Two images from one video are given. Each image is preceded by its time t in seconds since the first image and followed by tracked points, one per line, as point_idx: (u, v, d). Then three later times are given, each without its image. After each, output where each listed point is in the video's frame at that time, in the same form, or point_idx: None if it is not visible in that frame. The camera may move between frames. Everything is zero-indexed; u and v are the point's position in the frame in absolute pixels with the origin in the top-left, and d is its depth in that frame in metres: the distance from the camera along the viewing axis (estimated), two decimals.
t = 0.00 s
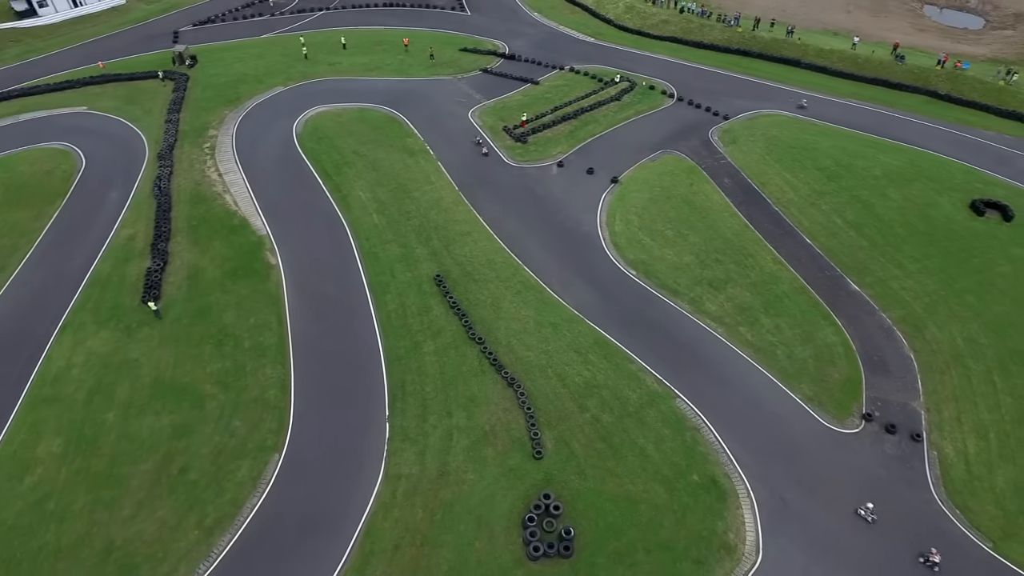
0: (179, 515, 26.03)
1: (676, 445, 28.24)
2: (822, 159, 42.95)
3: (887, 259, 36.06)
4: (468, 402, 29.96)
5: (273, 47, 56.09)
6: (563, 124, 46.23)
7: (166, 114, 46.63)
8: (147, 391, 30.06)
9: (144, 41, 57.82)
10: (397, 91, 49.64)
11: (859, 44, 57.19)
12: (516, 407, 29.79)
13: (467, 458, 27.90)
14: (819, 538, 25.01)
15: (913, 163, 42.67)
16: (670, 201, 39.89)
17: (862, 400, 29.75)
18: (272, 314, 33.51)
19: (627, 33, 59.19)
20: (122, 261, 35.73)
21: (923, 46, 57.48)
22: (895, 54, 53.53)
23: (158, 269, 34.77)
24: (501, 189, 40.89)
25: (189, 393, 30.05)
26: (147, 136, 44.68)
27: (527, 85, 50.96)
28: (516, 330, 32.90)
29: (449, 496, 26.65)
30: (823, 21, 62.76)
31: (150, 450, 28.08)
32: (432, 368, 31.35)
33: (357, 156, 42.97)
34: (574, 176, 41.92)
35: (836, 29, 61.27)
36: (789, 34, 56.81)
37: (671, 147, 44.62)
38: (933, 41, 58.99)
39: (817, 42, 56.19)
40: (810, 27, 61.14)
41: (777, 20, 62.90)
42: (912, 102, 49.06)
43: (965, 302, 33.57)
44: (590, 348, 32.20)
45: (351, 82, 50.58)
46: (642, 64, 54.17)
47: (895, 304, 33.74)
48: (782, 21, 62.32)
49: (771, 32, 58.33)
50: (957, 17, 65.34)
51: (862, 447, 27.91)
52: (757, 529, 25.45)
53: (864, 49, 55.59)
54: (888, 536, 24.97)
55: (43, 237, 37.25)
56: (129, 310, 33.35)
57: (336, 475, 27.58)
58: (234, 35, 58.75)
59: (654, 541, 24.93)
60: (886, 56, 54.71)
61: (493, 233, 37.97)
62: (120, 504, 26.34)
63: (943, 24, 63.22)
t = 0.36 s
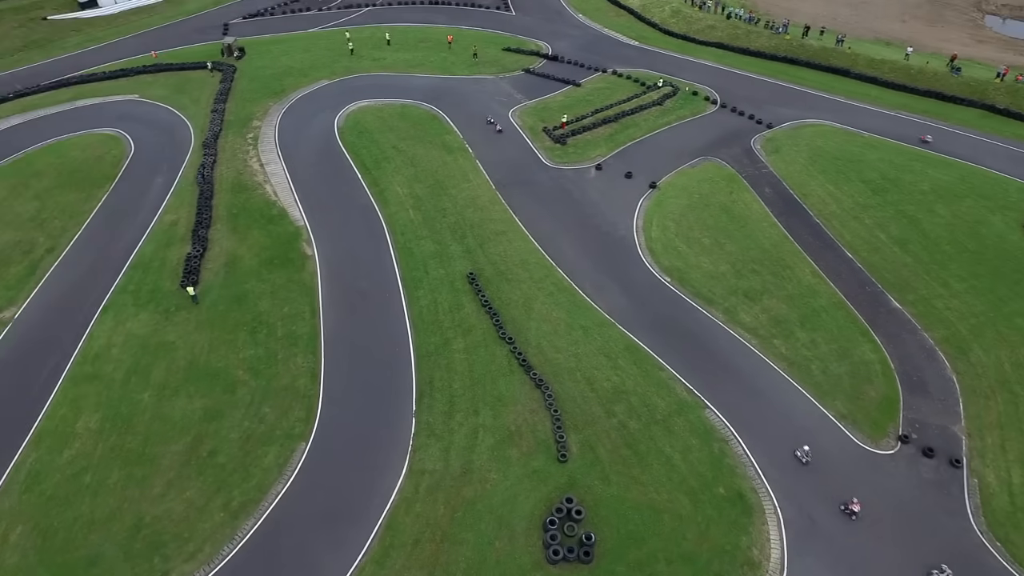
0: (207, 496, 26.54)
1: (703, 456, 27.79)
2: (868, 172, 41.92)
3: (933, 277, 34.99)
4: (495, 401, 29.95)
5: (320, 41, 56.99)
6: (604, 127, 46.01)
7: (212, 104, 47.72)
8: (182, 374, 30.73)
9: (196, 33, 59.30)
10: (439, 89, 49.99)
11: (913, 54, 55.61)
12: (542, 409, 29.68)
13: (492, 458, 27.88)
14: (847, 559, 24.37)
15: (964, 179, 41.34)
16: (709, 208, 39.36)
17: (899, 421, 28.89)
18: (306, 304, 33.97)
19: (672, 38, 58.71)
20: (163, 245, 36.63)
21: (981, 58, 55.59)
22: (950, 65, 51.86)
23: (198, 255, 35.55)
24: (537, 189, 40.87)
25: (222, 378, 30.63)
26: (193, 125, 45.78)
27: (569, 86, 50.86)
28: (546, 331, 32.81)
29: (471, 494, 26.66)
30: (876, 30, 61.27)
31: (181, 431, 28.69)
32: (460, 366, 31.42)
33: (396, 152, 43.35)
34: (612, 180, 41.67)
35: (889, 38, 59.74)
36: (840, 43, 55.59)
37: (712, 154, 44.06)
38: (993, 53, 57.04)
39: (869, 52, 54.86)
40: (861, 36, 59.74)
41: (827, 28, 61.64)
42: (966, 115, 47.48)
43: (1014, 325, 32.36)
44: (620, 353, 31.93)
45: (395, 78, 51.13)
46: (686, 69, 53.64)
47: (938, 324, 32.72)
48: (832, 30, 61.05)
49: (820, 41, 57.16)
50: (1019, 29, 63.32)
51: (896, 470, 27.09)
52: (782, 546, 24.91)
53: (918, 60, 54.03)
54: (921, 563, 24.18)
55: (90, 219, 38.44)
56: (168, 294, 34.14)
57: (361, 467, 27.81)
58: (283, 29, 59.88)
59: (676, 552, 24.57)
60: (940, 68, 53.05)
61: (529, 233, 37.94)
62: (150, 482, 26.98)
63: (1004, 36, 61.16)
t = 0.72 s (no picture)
0: (235, 480, 27.03)
1: (732, 469, 27.29)
2: (917, 188, 40.72)
3: (982, 299, 33.81)
4: (523, 402, 29.89)
5: (367, 38, 57.74)
6: (646, 132, 45.64)
7: (259, 97, 48.71)
8: (217, 359, 31.36)
9: (247, 26, 60.63)
10: (482, 88, 50.21)
11: (973, 67, 53.76)
12: (570, 413, 29.51)
13: (517, 459, 27.81)
14: None
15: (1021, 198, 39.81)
16: (750, 219, 38.70)
17: (939, 446, 27.95)
18: (340, 297, 34.39)
19: (720, 44, 58.01)
20: (205, 232, 37.48)
21: None
22: (1012, 80, 49.95)
23: (238, 243, 36.28)
24: (575, 192, 40.74)
25: (255, 365, 31.17)
26: (240, 116, 46.78)
27: (613, 90, 50.59)
28: (578, 335, 32.64)
29: (495, 494, 26.62)
30: (934, 41, 59.51)
31: (213, 415, 29.27)
32: (490, 365, 31.45)
33: (437, 149, 43.64)
34: (652, 186, 41.31)
35: (948, 50, 57.96)
36: (894, 54, 54.15)
37: (755, 163, 43.34)
38: None
39: (925, 64, 53.29)
40: (918, 48, 58.10)
41: (882, 38, 60.12)
42: None
43: None
44: (652, 360, 31.58)
45: (440, 76, 51.52)
46: (732, 77, 52.92)
47: (985, 348, 31.60)
48: (887, 40, 59.52)
49: (873, 51, 55.77)
50: None
51: (934, 496, 26.19)
52: (809, 566, 24.30)
53: (978, 73, 52.21)
54: None
55: (137, 204, 39.57)
56: (208, 280, 34.88)
57: (387, 460, 27.99)
58: (331, 24, 60.84)
59: (700, 566, 24.16)
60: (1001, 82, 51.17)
61: (565, 236, 37.82)
62: (182, 463, 27.61)
63: None
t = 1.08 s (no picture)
0: (262, 466, 27.48)
1: (760, 485, 26.76)
2: (968, 207, 39.43)
3: None
4: (551, 405, 29.78)
5: (413, 36, 58.28)
6: (687, 138, 45.15)
7: (305, 90, 49.53)
8: (250, 346, 31.89)
9: (297, 21, 61.75)
10: (524, 89, 50.27)
11: None
12: (598, 418, 29.29)
13: (542, 462, 27.71)
14: None
15: None
16: (790, 231, 37.97)
17: (980, 475, 27.00)
18: (374, 291, 34.73)
19: (768, 52, 57.10)
20: (246, 222, 38.24)
21: None
22: None
23: (277, 234, 36.93)
24: (613, 196, 40.50)
25: (287, 354, 31.64)
26: (285, 109, 47.63)
27: (656, 95, 50.18)
28: (610, 341, 32.41)
29: (517, 495, 26.57)
30: (995, 54, 57.59)
31: (245, 401, 29.81)
32: (520, 366, 31.41)
33: (477, 148, 43.80)
34: (691, 193, 40.83)
35: (1009, 64, 56.00)
36: (951, 67, 52.56)
37: (798, 175, 42.51)
38: None
39: (983, 78, 51.58)
40: (977, 61, 56.26)
41: (939, 50, 58.43)
42: None
43: None
44: (683, 370, 31.19)
45: (482, 76, 51.72)
46: (777, 86, 52.05)
47: None
48: (944, 52, 57.81)
49: (929, 64, 54.22)
50: None
51: (971, 526, 25.30)
52: None
53: None
54: None
55: (182, 191, 40.58)
56: (246, 269, 35.55)
57: (412, 456, 28.13)
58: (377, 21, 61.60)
59: None
60: None
61: (601, 240, 37.61)
62: (212, 446, 28.17)
63: None
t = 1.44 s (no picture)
0: (290, 453, 27.94)
1: (787, 502, 26.21)
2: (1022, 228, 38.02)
3: None
4: (578, 409, 29.64)
5: (458, 34, 58.67)
6: (730, 147, 44.55)
7: (349, 85, 50.24)
8: (284, 334, 32.44)
9: (345, 16, 62.70)
10: (565, 91, 50.20)
11: None
12: (624, 425, 29.07)
13: (566, 465, 27.59)
14: None
15: None
16: (831, 245, 37.16)
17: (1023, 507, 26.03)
18: (407, 286, 35.03)
19: (817, 62, 55.94)
20: (286, 212, 38.95)
21: None
22: None
23: (315, 225, 37.56)
24: (651, 202, 40.18)
25: (319, 343, 32.09)
26: (329, 103, 48.39)
27: (700, 102, 49.62)
28: (640, 347, 32.14)
29: (540, 497, 26.50)
30: None
31: (276, 388, 30.36)
32: (549, 368, 31.36)
33: (516, 149, 43.87)
34: (731, 202, 40.26)
35: None
36: (1012, 81, 50.69)
37: (843, 188, 41.56)
38: None
39: None
40: None
41: (1000, 63, 56.46)
42: None
43: None
44: (714, 381, 30.73)
45: (525, 77, 51.82)
46: (825, 96, 51.01)
47: None
48: (1006, 65, 55.81)
49: (989, 77, 52.37)
50: None
51: (1010, 561, 24.40)
52: None
53: None
54: None
55: (226, 179, 41.52)
56: (284, 258, 36.20)
57: (437, 453, 28.27)
58: (424, 19, 62.19)
59: None
60: None
61: (637, 246, 37.33)
62: (242, 431, 28.75)
63: None
